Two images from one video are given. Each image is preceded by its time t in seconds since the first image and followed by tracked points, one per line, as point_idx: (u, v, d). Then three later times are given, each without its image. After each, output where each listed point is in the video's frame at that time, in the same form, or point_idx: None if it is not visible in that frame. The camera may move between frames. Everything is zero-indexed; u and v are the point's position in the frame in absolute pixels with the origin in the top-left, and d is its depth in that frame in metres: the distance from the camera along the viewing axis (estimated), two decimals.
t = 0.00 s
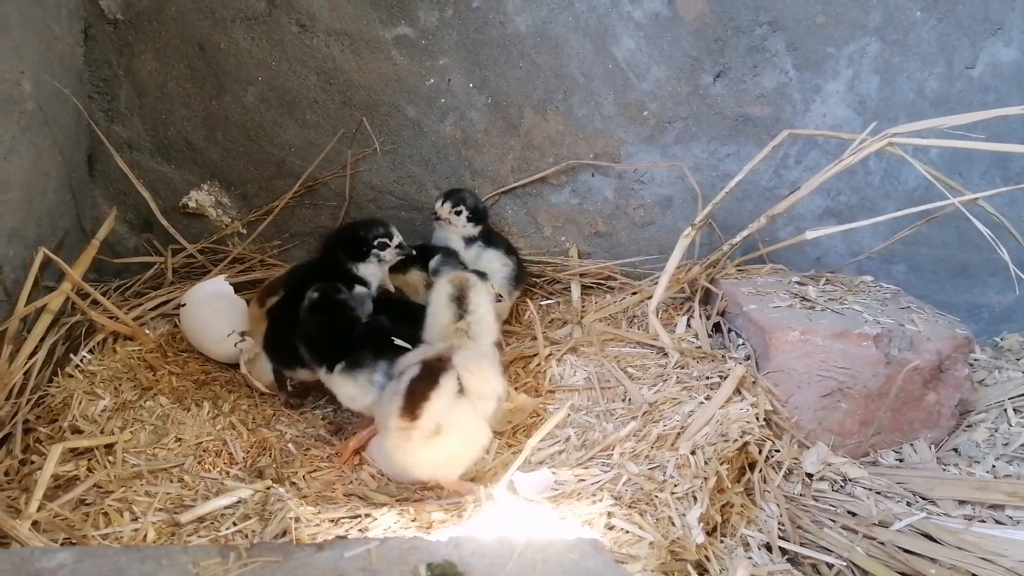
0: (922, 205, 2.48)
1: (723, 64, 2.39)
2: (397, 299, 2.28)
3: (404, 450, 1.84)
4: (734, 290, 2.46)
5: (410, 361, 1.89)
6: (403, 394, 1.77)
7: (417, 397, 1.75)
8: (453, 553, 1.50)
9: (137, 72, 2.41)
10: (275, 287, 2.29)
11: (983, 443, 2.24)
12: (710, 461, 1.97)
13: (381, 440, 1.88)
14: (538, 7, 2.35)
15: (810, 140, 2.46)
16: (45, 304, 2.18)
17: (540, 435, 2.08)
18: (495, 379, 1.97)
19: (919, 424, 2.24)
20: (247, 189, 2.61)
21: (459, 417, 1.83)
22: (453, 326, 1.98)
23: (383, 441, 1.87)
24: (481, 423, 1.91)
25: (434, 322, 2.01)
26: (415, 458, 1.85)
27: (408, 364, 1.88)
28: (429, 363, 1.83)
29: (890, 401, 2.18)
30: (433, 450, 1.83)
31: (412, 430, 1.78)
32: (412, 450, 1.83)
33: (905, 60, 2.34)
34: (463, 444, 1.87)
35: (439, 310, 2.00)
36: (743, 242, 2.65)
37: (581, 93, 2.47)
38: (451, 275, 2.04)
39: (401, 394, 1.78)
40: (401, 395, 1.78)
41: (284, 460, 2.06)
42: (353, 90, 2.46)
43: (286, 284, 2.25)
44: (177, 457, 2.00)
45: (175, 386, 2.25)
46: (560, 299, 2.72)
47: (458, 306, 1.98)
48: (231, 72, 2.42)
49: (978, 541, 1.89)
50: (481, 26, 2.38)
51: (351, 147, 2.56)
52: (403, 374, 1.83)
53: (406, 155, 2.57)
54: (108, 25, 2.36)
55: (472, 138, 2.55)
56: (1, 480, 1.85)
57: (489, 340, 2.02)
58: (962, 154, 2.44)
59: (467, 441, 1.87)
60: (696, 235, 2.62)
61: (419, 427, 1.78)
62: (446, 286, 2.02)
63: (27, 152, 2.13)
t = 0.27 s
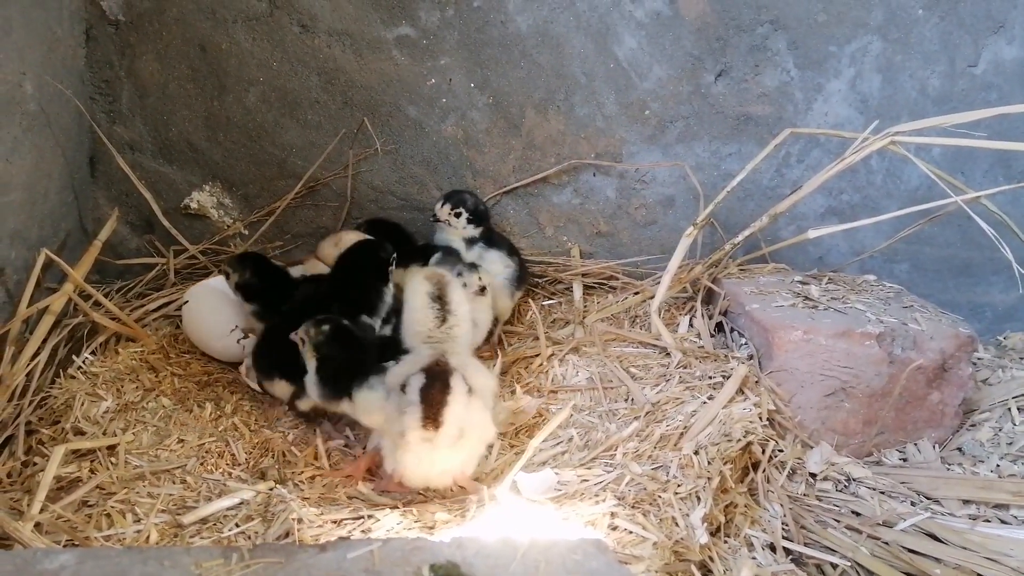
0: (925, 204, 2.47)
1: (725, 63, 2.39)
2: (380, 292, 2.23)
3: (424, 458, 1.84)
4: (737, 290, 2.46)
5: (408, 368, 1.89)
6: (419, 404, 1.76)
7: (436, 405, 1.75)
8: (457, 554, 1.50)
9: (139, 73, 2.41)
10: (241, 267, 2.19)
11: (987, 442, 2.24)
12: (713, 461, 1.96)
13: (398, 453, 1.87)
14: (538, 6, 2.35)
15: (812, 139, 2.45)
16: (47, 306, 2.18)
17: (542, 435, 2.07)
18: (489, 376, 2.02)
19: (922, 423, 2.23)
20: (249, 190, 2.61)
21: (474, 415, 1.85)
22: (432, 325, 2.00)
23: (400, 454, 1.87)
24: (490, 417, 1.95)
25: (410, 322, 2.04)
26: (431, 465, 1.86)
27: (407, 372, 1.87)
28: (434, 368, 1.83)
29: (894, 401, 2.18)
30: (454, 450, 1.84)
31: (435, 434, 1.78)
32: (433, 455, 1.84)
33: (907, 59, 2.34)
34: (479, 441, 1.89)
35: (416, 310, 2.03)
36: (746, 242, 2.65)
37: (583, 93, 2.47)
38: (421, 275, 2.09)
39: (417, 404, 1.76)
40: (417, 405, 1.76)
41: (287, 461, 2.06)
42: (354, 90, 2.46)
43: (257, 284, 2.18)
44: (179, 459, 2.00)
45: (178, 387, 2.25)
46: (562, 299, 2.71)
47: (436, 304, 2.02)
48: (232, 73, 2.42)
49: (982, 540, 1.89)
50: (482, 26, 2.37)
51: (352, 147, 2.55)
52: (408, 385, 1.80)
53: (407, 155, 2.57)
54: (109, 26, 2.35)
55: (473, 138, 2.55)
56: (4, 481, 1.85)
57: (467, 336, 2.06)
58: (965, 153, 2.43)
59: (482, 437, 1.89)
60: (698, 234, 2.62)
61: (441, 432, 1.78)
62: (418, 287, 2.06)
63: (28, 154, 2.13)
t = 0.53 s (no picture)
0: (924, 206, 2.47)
1: (724, 66, 2.39)
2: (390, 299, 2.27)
3: (420, 458, 1.85)
4: (736, 292, 2.46)
5: (394, 369, 1.94)
6: (411, 403, 1.80)
7: (428, 402, 1.79)
8: (457, 557, 1.49)
9: (138, 79, 2.41)
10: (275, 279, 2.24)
11: (987, 444, 2.23)
12: (713, 463, 1.96)
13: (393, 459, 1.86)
14: (537, 10, 2.35)
15: (811, 141, 2.45)
16: (47, 311, 2.18)
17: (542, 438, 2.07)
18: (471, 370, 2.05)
19: (923, 425, 2.23)
20: (248, 195, 2.61)
21: (466, 409, 1.89)
22: (410, 323, 2.02)
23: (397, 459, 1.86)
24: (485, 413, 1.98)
25: (389, 321, 2.05)
26: (428, 466, 1.87)
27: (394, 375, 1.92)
28: (420, 367, 1.88)
29: (894, 403, 2.17)
30: (451, 449, 1.87)
31: (432, 435, 1.81)
32: (431, 458, 1.86)
33: (906, 61, 2.34)
34: (473, 436, 1.92)
35: (392, 308, 2.04)
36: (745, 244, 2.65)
37: (582, 97, 2.47)
38: (396, 273, 2.10)
39: (409, 404, 1.80)
40: (409, 406, 1.80)
41: (287, 466, 2.06)
42: (353, 95, 2.46)
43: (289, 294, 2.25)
44: (179, 463, 1.99)
45: (177, 393, 2.24)
46: (561, 302, 2.71)
47: (413, 301, 2.03)
48: (231, 78, 2.42)
49: (983, 542, 1.88)
50: (480, 30, 2.38)
51: (352, 152, 2.56)
52: (396, 386, 1.84)
53: (407, 159, 2.57)
54: (109, 32, 2.36)
55: (473, 142, 2.55)
56: (3, 487, 1.85)
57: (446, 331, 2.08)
58: (964, 154, 2.43)
59: (475, 432, 1.93)
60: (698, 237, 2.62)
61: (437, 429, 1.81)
62: (393, 285, 2.07)
63: (27, 159, 2.14)
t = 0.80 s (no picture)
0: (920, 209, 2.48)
1: (720, 69, 2.40)
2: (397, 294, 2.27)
3: (421, 456, 1.87)
4: (734, 295, 2.46)
5: (395, 365, 1.94)
6: (413, 402, 1.81)
7: (430, 400, 1.81)
8: (455, 561, 1.49)
9: (135, 81, 2.41)
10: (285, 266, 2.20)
11: (984, 446, 2.24)
12: (711, 466, 1.96)
13: (394, 456, 1.88)
14: (534, 13, 2.36)
15: (807, 144, 2.46)
16: (44, 313, 2.17)
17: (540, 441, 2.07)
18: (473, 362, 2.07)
19: (920, 427, 2.23)
20: (246, 197, 2.61)
21: (467, 405, 1.91)
22: (404, 317, 2.00)
23: (398, 457, 1.88)
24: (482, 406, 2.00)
25: (379, 317, 2.02)
26: (429, 463, 1.89)
27: (394, 370, 1.92)
28: (422, 364, 1.89)
29: (891, 405, 2.18)
30: (455, 445, 1.89)
31: (434, 433, 1.83)
32: (434, 455, 1.88)
33: (901, 64, 2.35)
34: (474, 432, 1.95)
35: (383, 303, 2.01)
36: (742, 247, 2.65)
37: (579, 100, 2.48)
38: (380, 267, 2.05)
39: (410, 402, 1.82)
40: (411, 403, 1.82)
41: (285, 469, 2.05)
42: (351, 97, 2.46)
43: (299, 282, 2.21)
44: (176, 466, 1.99)
45: (175, 395, 2.24)
46: (559, 305, 2.72)
47: (405, 293, 2.01)
48: (228, 80, 2.42)
49: (981, 545, 1.89)
50: (477, 33, 2.38)
51: (349, 154, 2.56)
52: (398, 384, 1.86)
53: (404, 162, 2.57)
54: (106, 34, 2.36)
55: (470, 144, 2.55)
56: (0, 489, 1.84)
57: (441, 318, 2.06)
58: (959, 157, 2.44)
59: (477, 428, 1.95)
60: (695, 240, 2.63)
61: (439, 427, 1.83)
62: (380, 279, 2.03)
63: (25, 161, 2.13)
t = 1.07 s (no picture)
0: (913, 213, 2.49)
1: (716, 73, 2.41)
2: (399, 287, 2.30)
3: (419, 464, 1.87)
4: (729, 298, 2.47)
5: (387, 373, 1.94)
6: (412, 413, 1.81)
7: (428, 411, 1.81)
8: (449, 564, 1.50)
9: (131, 82, 2.41)
10: (289, 251, 2.27)
11: (976, 450, 2.25)
12: (705, 469, 1.97)
13: (392, 464, 1.88)
14: (530, 17, 2.36)
15: (802, 148, 2.47)
16: (38, 315, 2.17)
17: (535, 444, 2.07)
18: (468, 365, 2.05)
19: (913, 431, 2.25)
20: (241, 199, 2.61)
21: (465, 410, 1.91)
22: (379, 319, 2.04)
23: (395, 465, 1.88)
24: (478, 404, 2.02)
25: (356, 323, 2.06)
26: (426, 470, 1.90)
27: (387, 380, 1.92)
28: (416, 373, 1.89)
29: (885, 408, 2.19)
30: (454, 451, 1.90)
31: (432, 442, 1.83)
32: (432, 462, 1.88)
33: (896, 69, 2.36)
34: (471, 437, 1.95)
35: (359, 306, 2.06)
36: (737, 250, 2.66)
37: (575, 103, 2.48)
38: (354, 271, 2.09)
39: (408, 413, 1.81)
40: (410, 415, 1.81)
41: (279, 472, 2.05)
42: (347, 99, 2.47)
43: (303, 267, 2.28)
44: (171, 468, 1.99)
45: (170, 397, 2.24)
46: (555, 307, 2.72)
47: (379, 295, 2.05)
48: (225, 82, 2.42)
49: (973, 548, 1.90)
50: (474, 36, 2.39)
51: (345, 156, 2.56)
52: (393, 395, 1.85)
53: (400, 164, 2.58)
54: (102, 35, 2.35)
55: (466, 147, 2.56)
56: None
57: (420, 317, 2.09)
58: (953, 162, 2.46)
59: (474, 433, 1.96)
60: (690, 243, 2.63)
61: (437, 437, 1.84)
62: (353, 284, 2.07)
63: (20, 162, 2.13)
